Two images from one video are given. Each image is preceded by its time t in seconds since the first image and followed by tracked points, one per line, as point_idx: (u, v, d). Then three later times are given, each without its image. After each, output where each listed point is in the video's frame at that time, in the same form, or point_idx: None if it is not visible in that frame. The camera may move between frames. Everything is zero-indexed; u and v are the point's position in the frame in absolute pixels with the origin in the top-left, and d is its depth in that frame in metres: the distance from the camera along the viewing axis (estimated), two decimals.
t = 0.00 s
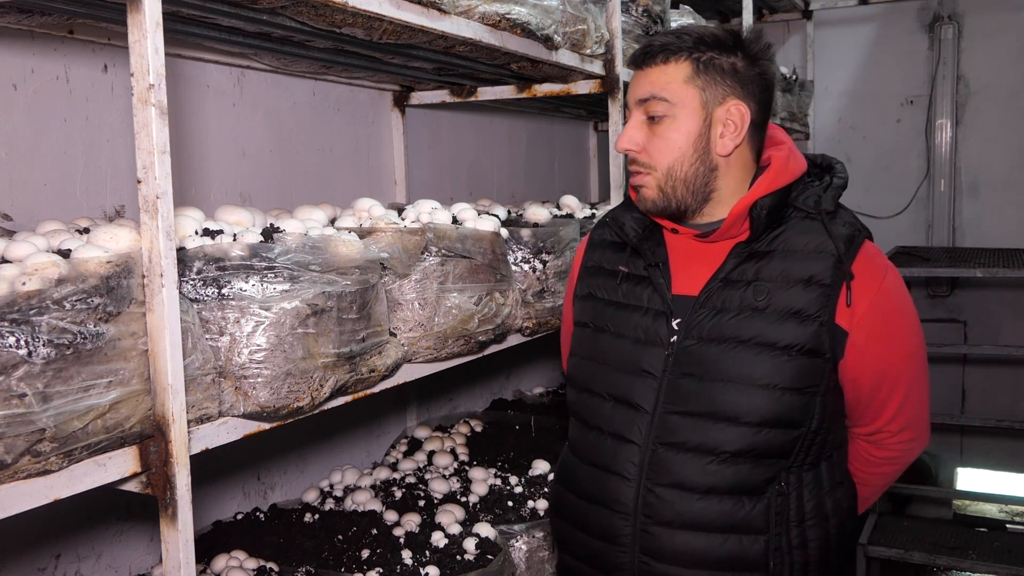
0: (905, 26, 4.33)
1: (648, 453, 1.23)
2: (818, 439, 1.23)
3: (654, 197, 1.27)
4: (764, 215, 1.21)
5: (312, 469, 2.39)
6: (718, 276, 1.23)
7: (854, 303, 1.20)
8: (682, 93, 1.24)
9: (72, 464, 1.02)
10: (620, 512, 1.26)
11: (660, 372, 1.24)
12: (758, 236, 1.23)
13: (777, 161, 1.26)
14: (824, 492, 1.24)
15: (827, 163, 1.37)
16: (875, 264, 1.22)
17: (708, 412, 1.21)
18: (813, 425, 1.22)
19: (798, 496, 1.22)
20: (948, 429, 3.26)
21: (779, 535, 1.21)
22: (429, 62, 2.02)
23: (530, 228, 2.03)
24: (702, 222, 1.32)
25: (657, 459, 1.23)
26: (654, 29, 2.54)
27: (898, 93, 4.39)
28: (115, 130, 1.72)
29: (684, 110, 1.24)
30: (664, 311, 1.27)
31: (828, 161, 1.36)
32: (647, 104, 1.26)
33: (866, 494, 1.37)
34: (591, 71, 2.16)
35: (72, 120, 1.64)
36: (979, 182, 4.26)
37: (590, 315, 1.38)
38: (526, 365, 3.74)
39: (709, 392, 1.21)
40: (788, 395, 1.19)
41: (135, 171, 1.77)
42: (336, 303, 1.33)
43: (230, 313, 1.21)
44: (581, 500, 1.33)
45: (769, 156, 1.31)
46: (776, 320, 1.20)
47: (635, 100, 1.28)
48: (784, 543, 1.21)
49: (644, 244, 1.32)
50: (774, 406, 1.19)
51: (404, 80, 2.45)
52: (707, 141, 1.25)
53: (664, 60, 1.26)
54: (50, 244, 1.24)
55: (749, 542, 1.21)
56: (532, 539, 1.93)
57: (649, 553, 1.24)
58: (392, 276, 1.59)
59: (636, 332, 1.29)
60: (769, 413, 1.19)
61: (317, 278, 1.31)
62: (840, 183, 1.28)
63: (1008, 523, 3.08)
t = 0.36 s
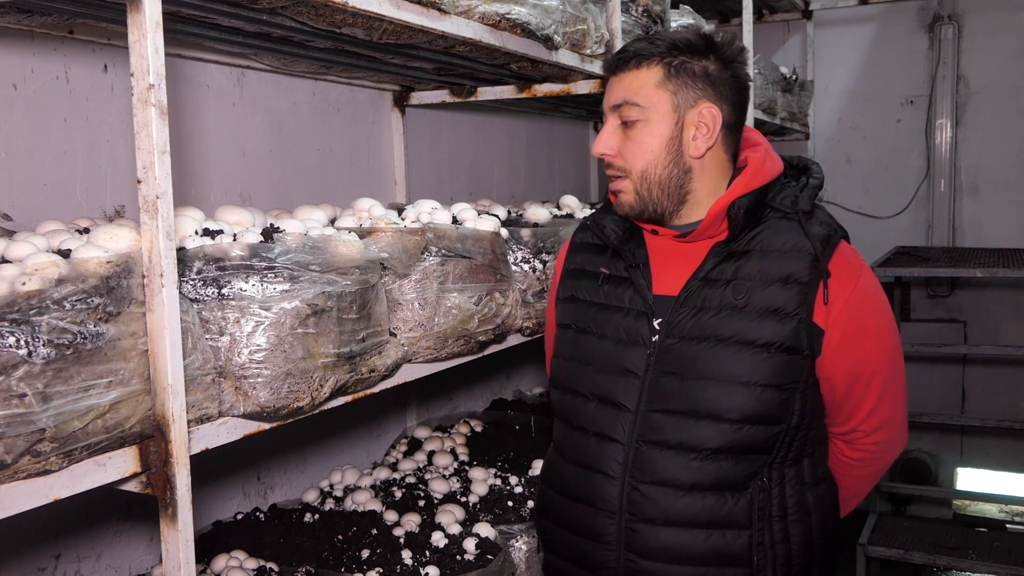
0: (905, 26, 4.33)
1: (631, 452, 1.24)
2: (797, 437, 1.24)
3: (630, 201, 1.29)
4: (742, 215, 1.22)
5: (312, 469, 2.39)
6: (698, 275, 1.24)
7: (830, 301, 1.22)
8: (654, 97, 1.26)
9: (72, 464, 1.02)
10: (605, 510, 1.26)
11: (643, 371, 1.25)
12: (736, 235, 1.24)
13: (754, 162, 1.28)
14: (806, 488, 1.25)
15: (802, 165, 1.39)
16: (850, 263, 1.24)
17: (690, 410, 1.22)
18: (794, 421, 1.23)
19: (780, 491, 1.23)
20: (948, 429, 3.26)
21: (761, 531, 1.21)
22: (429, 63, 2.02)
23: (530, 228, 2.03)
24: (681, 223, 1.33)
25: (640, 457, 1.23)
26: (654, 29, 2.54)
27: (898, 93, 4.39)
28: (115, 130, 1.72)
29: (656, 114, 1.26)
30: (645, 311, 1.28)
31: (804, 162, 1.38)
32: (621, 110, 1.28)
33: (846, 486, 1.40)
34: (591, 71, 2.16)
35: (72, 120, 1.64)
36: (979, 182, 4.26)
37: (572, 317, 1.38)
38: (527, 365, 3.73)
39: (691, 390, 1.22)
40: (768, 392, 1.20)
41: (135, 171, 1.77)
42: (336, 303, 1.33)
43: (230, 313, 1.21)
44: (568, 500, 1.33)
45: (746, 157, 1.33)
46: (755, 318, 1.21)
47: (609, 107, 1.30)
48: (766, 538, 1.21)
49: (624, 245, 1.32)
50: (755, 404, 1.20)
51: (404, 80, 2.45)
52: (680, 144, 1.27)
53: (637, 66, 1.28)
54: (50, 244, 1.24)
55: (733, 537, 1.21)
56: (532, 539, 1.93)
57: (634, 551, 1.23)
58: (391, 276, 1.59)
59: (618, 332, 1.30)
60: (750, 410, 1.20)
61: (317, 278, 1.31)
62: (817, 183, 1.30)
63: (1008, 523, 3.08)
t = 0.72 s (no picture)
0: (905, 26, 4.33)
1: (641, 449, 1.25)
2: (808, 435, 1.24)
3: (647, 200, 1.29)
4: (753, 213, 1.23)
5: (312, 469, 2.39)
6: (707, 273, 1.25)
7: (842, 299, 1.21)
8: (673, 98, 1.26)
9: (72, 464, 1.02)
10: (615, 508, 1.27)
11: (653, 368, 1.26)
12: (746, 233, 1.25)
13: (765, 161, 1.28)
14: (816, 486, 1.25)
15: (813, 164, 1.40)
16: (863, 261, 1.23)
17: (700, 407, 1.23)
18: (804, 418, 1.23)
19: (791, 490, 1.23)
20: (948, 429, 3.26)
21: (773, 528, 1.22)
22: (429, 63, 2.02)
23: (530, 228, 2.03)
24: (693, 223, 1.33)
25: (651, 454, 1.24)
26: (654, 29, 2.54)
27: (898, 93, 4.39)
28: (115, 130, 1.72)
29: (675, 115, 1.26)
30: (654, 309, 1.29)
31: (815, 161, 1.38)
32: (639, 110, 1.28)
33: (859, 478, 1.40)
34: (591, 71, 2.16)
35: (72, 120, 1.64)
36: (979, 182, 4.26)
37: (583, 315, 1.39)
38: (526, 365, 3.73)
39: (701, 387, 1.23)
40: (778, 388, 1.21)
41: (135, 171, 1.77)
42: (336, 302, 1.33)
43: (230, 313, 1.21)
44: (579, 498, 1.33)
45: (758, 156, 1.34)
46: (764, 315, 1.22)
47: (627, 107, 1.30)
48: (777, 536, 1.22)
49: (634, 244, 1.34)
50: (765, 400, 1.21)
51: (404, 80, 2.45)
52: (698, 145, 1.27)
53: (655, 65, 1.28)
54: (50, 244, 1.24)
55: (744, 534, 1.22)
56: (532, 540, 1.93)
57: (644, 548, 1.24)
58: (391, 276, 1.59)
59: (628, 330, 1.30)
60: (760, 407, 1.21)
61: (317, 278, 1.31)
62: (827, 181, 1.30)
63: (1008, 523, 3.08)
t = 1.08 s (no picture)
0: (905, 26, 4.33)
1: (681, 451, 1.17)
2: (856, 439, 1.15)
3: (693, 201, 1.20)
4: (799, 211, 1.15)
5: (312, 469, 2.39)
6: (751, 271, 1.17)
7: (892, 297, 1.12)
8: (721, 93, 1.17)
9: (72, 464, 1.02)
10: (654, 509, 1.18)
11: (693, 368, 1.17)
12: (793, 230, 1.16)
13: (814, 155, 1.19)
14: (860, 490, 1.15)
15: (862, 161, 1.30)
16: (913, 260, 1.14)
17: (744, 410, 1.14)
18: (852, 424, 1.14)
19: (835, 495, 1.14)
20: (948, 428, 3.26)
21: (817, 533, 1.13)
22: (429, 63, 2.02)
23: (530, 228, 2.02)
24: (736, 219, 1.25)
25: (690, 456, 1.16)
26: (654, 29, 2.54)
27: (898, 93, 4.39)
28: (115, 130, 1.72)
29: (724, 111, 1.17)
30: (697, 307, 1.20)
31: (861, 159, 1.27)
32: (683, 107, 1.19)
33: (897, 484, 1.28)
34: (591, 71, 2.16)
35: (72, 120, 1.64)
36: (979, 182, 4.26)
37: (620, 311, 1.30)
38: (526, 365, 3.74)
39: (745, 388, 1.14)
40: (826, 392, 1.12)
41: (135, 171, 1.77)
42: (336, 303, 1.33)
43: (230, 314, 1.21)
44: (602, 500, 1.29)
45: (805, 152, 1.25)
46: (811, 315, 1.13)
47: (670, 103, 1.21)
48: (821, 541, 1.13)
49: (677, 240, 1.25)
50: (811, 404, 1.12)
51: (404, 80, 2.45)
52: (746, 142, 1.19)
53: (700, 59, 1.19)
54: (50, 244, 1.24)
55: (787, 539, 1.13)
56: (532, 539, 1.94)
57: (685, 551, 1.17)
58: (391, 276, 1.59)
59: (667, 327, 1.22)
60: (805, 410, 1.12)
61: (317, 278, 1.31)
62: (875, 179, 1.18)
63: (1008, 523, 3.08)
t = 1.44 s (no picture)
0: (905, 26, 4.33)
1: (715, 453, 1.27)
2: (888, 443, 1.25)
3: (731, 198, 1.28)
4: (837, 211, 1.25)
5: (311, 470, 2.39)
6: (788, 273, 1.26)
7: (930, 301, 1.22)
8: (761, 93, 1.25)
9: (71, 464, 1.02)
10: (686, 513, 1.29)
11: (728, 370, 1.28)
12: (829, 231, 1.26)
13: (852, 156, 1.29)
14: (893, 495, 1.26)
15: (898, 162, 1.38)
16: (950, 263, 1.24)
17: (780, 410, 1.24)
18: (886, 426, 1.24)
19: (869, 498, 1.24)
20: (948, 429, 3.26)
21: (851, 537, 1.24)
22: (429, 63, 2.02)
23: (530, 227, 2.02)
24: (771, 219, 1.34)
25: (725, 458, 1.26)
26: (654, 29, 2.53)
27: (898, 93, 4.39)
28: (115, 130, 1.72)
29: (763, 111, 1.25)
30: (733, 308, 1.30)
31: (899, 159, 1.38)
32: (723, 104, 1.26)
33: (931, 486, 1.41)
34: (591, 71, 2.17)
35: (72, 120, 1.64)
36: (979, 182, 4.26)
37: (652, 312, 1.39)
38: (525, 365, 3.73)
39: (782, 391, 1.24)
40: (861, 393, 1.22)
41: (135, 171, 1.77)
42: (336, 303, 1.33)
43: (230, 314, 1.22)
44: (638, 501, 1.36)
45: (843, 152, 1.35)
46: (849, 317, 1.23)
47: (709, 99, 1.28)
48: (855, 545, 1.23)
49: (712, 239, 1.36)
50: (846, 403, 1.22)
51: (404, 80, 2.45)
52: (784, 141, 1.27)
53: (739, 58, 1.26)
54: (50, 244, 1.24)
55: (821, 543, 1.24)
56: (532, 540, 1.95)
57: (716, 555, 1.27)
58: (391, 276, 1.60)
59: (702, 328, 1.32)
60: (840, 410, 1.22)
61: (317, 278, 1.31)
62: (914, 180, 1.29)
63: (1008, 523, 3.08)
